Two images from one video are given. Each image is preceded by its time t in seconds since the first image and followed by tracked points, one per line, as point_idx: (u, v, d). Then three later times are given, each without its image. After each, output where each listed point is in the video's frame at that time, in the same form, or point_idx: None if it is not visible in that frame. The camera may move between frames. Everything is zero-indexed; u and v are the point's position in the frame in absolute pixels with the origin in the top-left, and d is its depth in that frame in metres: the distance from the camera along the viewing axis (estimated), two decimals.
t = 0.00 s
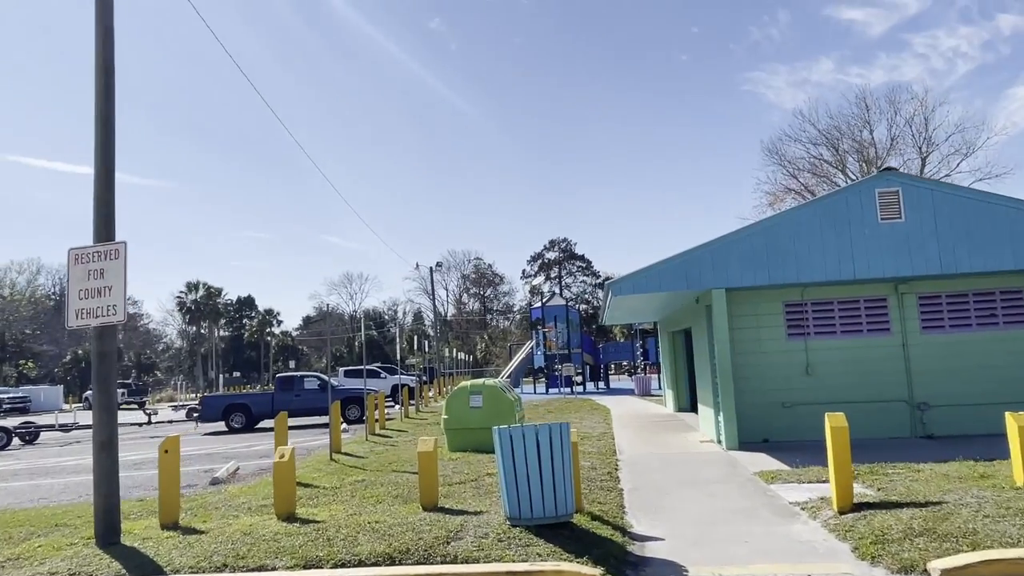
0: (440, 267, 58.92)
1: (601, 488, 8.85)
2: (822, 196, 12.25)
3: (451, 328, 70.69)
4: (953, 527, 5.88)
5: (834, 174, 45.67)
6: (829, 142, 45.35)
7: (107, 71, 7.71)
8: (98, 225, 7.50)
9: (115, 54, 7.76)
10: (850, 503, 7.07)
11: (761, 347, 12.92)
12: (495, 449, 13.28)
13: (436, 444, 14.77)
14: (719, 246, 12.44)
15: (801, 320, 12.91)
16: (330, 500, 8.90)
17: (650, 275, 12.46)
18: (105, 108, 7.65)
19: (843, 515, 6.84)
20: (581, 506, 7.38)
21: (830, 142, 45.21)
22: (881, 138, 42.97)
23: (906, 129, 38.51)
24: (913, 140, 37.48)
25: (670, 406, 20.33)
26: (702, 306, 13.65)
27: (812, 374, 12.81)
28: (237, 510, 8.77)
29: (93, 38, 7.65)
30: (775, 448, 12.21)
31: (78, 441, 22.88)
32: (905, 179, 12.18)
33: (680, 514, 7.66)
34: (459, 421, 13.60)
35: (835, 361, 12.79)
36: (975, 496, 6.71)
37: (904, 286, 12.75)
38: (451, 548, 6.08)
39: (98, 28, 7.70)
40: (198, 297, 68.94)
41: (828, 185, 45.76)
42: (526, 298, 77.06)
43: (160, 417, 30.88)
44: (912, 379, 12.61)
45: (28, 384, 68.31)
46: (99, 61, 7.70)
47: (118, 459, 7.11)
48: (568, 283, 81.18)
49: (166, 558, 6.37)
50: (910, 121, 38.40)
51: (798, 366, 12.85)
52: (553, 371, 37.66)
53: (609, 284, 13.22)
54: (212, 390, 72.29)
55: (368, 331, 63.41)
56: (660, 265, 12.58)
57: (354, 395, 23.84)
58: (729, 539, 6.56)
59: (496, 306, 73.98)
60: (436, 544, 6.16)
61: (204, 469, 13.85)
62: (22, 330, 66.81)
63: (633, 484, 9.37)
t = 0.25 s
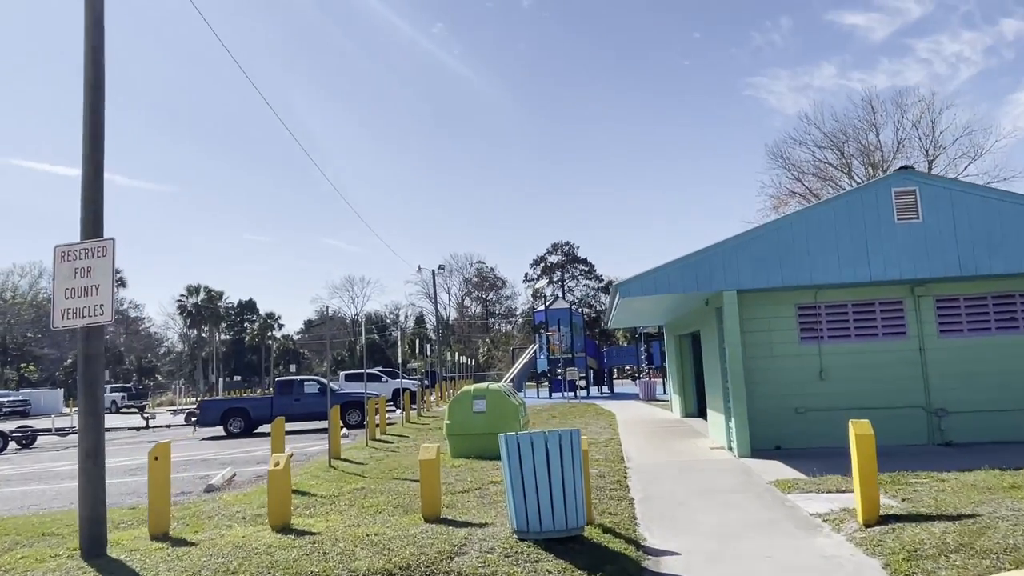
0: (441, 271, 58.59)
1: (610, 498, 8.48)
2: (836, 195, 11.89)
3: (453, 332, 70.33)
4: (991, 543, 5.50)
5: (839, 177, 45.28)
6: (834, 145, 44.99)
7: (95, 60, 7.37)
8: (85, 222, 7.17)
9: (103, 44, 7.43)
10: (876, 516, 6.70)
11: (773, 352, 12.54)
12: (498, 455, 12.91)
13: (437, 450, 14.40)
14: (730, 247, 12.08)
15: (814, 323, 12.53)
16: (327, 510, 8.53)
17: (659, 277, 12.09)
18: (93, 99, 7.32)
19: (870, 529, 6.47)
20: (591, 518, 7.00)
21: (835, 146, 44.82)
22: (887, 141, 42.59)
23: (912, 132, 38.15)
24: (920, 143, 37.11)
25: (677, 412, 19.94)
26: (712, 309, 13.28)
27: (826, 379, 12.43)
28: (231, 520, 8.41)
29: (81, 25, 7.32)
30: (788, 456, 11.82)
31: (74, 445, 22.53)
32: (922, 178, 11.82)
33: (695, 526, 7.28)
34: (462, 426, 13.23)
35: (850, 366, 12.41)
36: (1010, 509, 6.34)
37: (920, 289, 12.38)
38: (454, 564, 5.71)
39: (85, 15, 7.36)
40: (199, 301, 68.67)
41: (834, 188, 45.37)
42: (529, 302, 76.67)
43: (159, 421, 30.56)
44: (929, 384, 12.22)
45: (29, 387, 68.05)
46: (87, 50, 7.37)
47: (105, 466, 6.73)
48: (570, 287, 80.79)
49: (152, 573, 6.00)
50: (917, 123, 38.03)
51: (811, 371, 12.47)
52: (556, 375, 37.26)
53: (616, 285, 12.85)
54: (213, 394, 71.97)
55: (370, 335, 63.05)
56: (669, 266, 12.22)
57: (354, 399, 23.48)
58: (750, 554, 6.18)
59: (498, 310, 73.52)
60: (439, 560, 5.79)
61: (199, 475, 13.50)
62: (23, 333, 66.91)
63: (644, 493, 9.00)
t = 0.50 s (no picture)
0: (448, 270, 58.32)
1: (622, 503, 8.13)
2: (856, 191, 11.50)
3: (460, 331, 70.05)
4: None
5: (851, 177, 44.74)
6: (846, 144, 44.44)
7: (88, 42, 7.05)
8: (77, 211, 6.83)
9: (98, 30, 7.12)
10: (907, 527, 6.34)
11: (789, 353, 12.15)
12: (505, 457, 12.57)
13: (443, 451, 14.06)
14: (745, 244, 11.69)
15: (832, 323, 12.14)
16: (328, 514, 8.21)
17: (672, 274, 11.70)
18: (86, 86, 7.01)
19: (902, 541, 6.11)
20: (604, 525, 6.66)
21: (847, 144, 44.26)
22: (899, 140, 42.05)
23: (926, 131, 37.54)
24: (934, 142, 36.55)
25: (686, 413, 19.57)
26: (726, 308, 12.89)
27: (844, 381, 12.03)
28: (228, 524, 8.10)
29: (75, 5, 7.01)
30: (805, 460, 11.44)
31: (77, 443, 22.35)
32: (946, 173, 11.40)
33: (714, 535, 6.93)
34: (468, 427, 12.90)
35: (869, 367, 12.01)
36: None
37: (943, 288, 11.97)
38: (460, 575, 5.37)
39: None
40: (205, 299, 68.65)
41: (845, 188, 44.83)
42: (536, 301, 76.33)
43: (164, 419, 30.38)
44: (951, 387, 11.82)
45: (36, 384, 68.21)
46: (81, 31, 7.05)
47: (94, 466, 6.39)
48: (577, 286, 80.39)
49: None
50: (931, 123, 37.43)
51: (829, 372, 12.07)
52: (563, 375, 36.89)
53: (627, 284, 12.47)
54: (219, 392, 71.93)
55: (376, 334, 62.88)
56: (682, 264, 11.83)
57: (358, 398, 23.17)
58: (774, 566, 5.81)
59: (504, 309, 73.25)
60: (444, 570, 5.45)
61: (199, 475, 13.20)
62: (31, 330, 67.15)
63: (657, 498, 8.64)
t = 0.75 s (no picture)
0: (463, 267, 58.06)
1: (643, 505, 7.77)
2: (888, 180, 11.00)
3: (475, 328, 69.86)
4: None
5: (874, 172, 43.87)
6: (869, 138, 43.54)
7: (90, 21, 6.79)
8: (77, 196, 6.58)
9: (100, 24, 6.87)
10: (953, 535, 5.91)
11: (816, 350, 11.69)
12: (521, 455, 12.24)
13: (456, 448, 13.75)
14: (771, 236, 11.24)
15: (861, 318, 11.66)
16: (337, 513, 7.93)
17: (695, 267, 11.27)
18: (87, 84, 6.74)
19: (947, 551, 5.70)
20: (625, 529, 6.31)
21: (870, 139, 43.41)
22: (924, 134, 41.13)
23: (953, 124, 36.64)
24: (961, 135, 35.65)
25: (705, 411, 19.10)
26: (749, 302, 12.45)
27: (874, 379, 11.56)
28: (234, 523, 7.84)
29: None
30: (833, 461, 11.00)
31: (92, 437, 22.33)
32: (983, 162, 10.89)
33: (741, 541, 6.56)
34: (482, 423, 12.58)
35: (900, 364, 11.52)
36: None
37: (979, 282, 11.45)
38: None
39: None
40: (222, 294, 68.98)
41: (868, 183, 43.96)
42: (551, 298, 75.91)
43: (179, 413, 30.39)
44: (987, 385, 11.30)
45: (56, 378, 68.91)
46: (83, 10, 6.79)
47: (93, 461, 6.13)
48: (593, 283, 79.84)
49: None
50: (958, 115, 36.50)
51: (858, 369, 11.60)
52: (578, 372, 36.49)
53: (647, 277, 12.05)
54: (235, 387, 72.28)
55: (391, 330, 62.83)
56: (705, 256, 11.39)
57: (371, 394, 22.94)
58: (808, 575, 5.42)
59: (520, 306, 72.93)
60: None
61: (210, 471, 12.99)
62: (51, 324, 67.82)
63: (679, 500, 8.27)
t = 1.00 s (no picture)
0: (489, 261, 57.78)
1: (677, 508, 7.35)
2: (938, 166, 10.38)
3: (501, 322, 69.64)
4: None
5: (912, 164, 42.51)
6: (907, 129, 42.18)
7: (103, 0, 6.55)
8: (88, 181, 6.36)
9: (111, 19, 6.62)
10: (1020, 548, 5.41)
11: (859, 345, 11.12)
12: (547, 453, 11.87)
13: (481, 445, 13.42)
14: (812, 225, 10.67)
15: (907, 312, 11.05)
16: (357, 511, 7.64)
17: (730, 258, 10.76)
18: (98, 83, 6.49)
19: (1015, 565, 5.20)
20: (659, 535, 5.91)
21: (908, 128, 42.01)
22: (966, 124, 39.68)
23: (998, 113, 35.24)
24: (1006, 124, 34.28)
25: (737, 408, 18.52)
26: (787, 295, 11.90)
27: (920, 376, 10.94)
28: (252, 520, 7.59)
29: None
30: (877, 462, 10.44)
31: (122, 428, 22.50)
32: None
33: (785, 549, 6.11)
34: (508, 419, 12.23)
35: (950, 361, 10.89)
36: None
37: None
38: None
39: None
40: (252, 288, 69.71)
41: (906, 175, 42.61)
42: (577, 293, 75.32)
43: (208, 406, 30.63)
44: None
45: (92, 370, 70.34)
46: None
47: (103, 456, 5.92)
48: (620, 278, 79.02)
49: None
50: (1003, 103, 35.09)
51: (903, 366, 11.00)
52: (606, 368, 35.97)
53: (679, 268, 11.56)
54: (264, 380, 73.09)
55: (417, 325, 62.91)
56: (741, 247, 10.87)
57: (396, 388, 22.74)
58: None
59: (546, 301, 72.51)
60: None
61: (233, 464, 12.85)
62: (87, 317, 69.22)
63: (716, 503, 7.83)
